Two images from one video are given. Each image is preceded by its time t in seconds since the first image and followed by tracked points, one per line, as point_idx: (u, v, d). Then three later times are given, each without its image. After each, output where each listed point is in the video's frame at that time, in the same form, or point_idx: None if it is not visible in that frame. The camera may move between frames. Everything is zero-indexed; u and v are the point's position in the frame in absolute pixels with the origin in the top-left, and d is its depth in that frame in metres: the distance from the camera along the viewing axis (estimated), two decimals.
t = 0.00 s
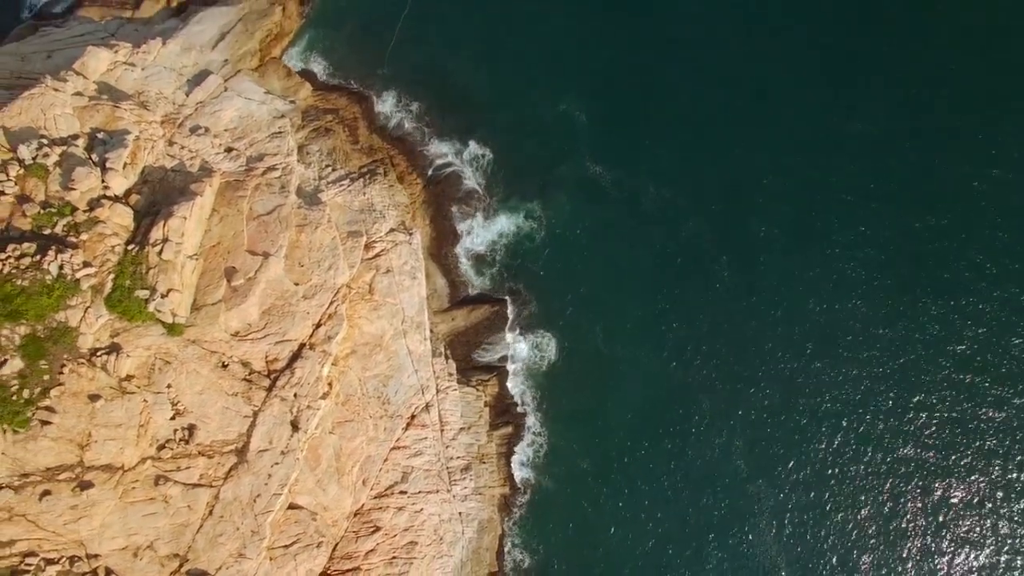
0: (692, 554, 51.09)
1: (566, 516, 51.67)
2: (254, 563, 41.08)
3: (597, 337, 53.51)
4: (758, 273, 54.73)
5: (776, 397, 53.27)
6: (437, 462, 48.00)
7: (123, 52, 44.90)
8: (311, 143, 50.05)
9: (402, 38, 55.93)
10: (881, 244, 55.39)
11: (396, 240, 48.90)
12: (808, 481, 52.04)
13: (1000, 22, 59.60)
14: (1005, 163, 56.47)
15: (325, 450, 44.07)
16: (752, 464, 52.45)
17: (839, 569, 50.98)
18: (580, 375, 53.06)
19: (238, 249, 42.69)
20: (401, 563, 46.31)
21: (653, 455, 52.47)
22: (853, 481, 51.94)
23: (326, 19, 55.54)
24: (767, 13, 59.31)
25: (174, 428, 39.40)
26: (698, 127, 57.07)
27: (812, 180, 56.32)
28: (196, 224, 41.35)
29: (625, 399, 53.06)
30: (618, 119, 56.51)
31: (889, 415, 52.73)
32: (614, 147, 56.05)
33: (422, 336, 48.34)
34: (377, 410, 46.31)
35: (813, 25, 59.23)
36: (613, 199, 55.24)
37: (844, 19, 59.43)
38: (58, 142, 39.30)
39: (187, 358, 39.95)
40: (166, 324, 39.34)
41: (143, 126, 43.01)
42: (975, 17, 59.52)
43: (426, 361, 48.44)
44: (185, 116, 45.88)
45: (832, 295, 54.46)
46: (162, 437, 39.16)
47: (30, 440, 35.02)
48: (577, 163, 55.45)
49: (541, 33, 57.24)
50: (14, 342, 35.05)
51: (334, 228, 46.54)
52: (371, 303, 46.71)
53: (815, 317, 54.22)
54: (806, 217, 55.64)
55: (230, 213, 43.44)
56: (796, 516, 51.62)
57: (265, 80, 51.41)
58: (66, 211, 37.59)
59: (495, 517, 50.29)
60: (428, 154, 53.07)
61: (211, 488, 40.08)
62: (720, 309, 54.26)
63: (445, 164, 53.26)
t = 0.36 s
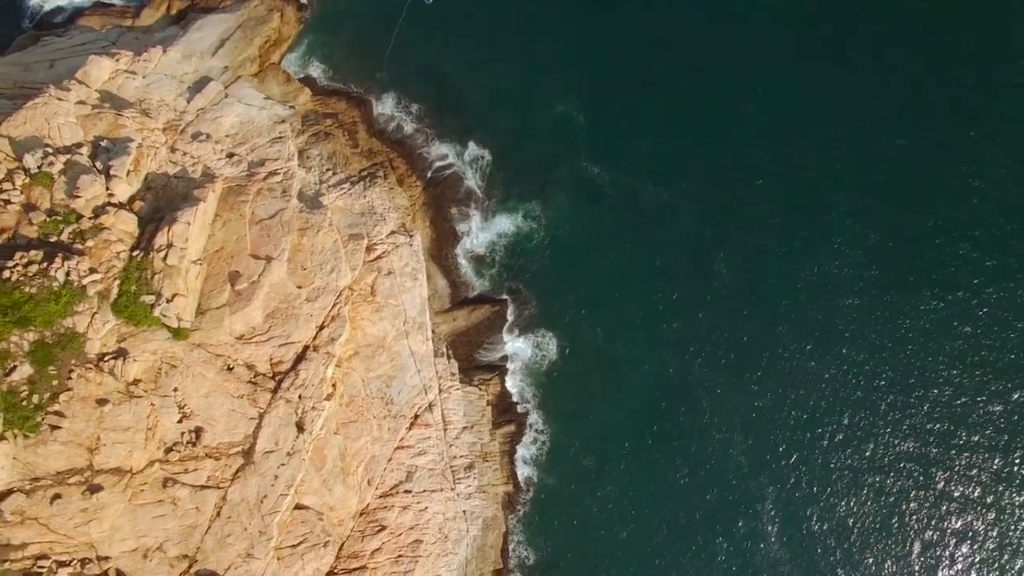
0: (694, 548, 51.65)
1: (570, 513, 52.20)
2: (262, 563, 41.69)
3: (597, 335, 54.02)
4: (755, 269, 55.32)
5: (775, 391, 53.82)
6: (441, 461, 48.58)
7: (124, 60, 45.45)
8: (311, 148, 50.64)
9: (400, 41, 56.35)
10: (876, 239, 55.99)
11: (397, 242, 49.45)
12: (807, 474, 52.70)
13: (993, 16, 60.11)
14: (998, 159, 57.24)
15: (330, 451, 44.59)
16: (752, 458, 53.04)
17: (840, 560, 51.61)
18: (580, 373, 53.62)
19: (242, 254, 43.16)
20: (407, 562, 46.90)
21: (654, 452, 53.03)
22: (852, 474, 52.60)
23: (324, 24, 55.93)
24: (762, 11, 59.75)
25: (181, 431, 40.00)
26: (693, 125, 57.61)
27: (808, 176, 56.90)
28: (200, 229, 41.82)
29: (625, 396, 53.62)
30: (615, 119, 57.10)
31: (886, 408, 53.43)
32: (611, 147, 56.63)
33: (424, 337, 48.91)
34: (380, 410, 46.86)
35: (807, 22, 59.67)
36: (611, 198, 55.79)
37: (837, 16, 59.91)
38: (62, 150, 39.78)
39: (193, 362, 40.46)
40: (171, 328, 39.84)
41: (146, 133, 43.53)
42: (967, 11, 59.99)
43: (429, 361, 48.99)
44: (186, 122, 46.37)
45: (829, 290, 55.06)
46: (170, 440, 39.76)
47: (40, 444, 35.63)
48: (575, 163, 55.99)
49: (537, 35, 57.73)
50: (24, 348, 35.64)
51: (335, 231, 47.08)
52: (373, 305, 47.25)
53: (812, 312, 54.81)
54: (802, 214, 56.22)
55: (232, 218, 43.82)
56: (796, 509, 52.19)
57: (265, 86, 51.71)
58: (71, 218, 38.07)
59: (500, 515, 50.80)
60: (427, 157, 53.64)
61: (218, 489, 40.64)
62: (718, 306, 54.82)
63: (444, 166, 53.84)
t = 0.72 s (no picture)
0: (697, 540, 52.34)
1: (574, 509, 52.82)
2: (272, 563, 42.35)
3: (597, 332, 54.65)
4: (752, 265, 55.97)
5: (774, 385, 54.48)
6: (446, 459, 49.21)
7: (125, 70, 45.93)
8: (311, 153, 51.22)
9: (396, 45, 56.83)
10: (871, 232, 56.80)
11: (398, 245, 50.15)
12: (807, 466, 53.43)
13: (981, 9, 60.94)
14: (987, 152, 58.15)
15: (337, 452, 45.14)
16: (753, 450, 53.75)
17: (840, 549, 52.46)
18: (582, 371, 54.26)
19: (245, 259, 43.71)
20: (414, 560, 47.58)
21: (656, 446, 53.69)
22: (851, 464, 53.38)
23: (321, 30, 56.37)
24: (754, 8, 60.40)
25: (190, 435, 40.54)
26: (689, 123, 58.20)
27: (803, 171, 57.54)
28: (204, 235, 42.36)
29: (626, 391, 54.28)
30: (610, 119, 57.74)
31: (883, 399, 54.29)
32: (607, 146, 57.25)
33: (426, 338, 49.60)
34: (385, 411, 47.49)
35: (800, 17, 60.16)
36: (608, 197, 56.42)
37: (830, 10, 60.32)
38: (66, 161, 40.45)
39: (199, 367, 41.07)
40: (178, 334, 40.42)
41: (148, 143, 44.11)
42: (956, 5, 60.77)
43: (431, 361, 49.63)
44: (188, 131, 46.95)
45: (825, 284, 55.81)
46: (179, 444, 40.29)
47: (52, 451, 36.21)
48: (572, 163, 56.58)
49: (532, 37, 58.29)
50: (33, 356, 36.11)
51: (337, 235, 47.66)
52: (376, 307, 47.88)
53: (809, 305, 55.55)
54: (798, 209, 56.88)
55: (235, 224, 44.33)
56: (797, 500, 52.94)
57: (264, 93, 52.37)
58: (77, 228, 38.69)
59: (505, 512, 51.43)
60: (425, 160, 54.30)
61: (227, 491, 41.27)
62: (717, 301, 55.48)
63: (443, 168, 54.54)
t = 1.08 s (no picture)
0: (701, 533, 53.00)
1: (579, 505, 53.41)
2: (283, 565, 42.88)
3: (598, 330, 55.26)
4: (750, 259, 56.52)
5: (774, 377, 55.08)
6: (451, 459, 49.75)
7: (125, 82, 46.66)
8: (310, 159, 51.81)
9: (393, 50, 57.33)
10: (866, 225, 57.46)
11: (399, 248, 50.73)
12: (809, 457, 54.08)
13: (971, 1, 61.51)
14: (979, 144, 59.04)
15: (343, 454, 45.72)
16: (756, 443, 54.33)
17: (843, 538, 53.10)
18: (583, 368, 54.85)
19: (248, 265, 44.16)
20: (422, 559, 48.09)
21: (658, 441, 54.29)
22: (852, 454, 54.02)
23: (317, 36, 56.76)
24: (745, 5, 60.99)
25: (198, 440, 41.08)
26: (684, 120, 58.76)
27: (798, 166, 58.15)
28: (207, 242, 42.85)
29: (628, 387, 54.84)
30: (606, 118, 58.28)
31: (882, 389, 54.96)
32: (603, 145, 57.81)
33: (429, 339, 50.11)
34: (390, 412, 48.00)
35: (790, 14, 60.86)
36: (606, 196, 57.02)
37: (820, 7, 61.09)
38: (70, 173, 40.92)
39: (206, 373, 41.59)
40: (183, 341, 40.95)
41: (150, 153, 44.64)
42: None
43: (434, 362, 50.12)
44: (188, 140, 47.45)
45: (822, 277, 56.44)
46: (188, 449, 40.85)
47: (63, 458, 36.87)
48: (569, 163, 57.15)
49: (527, 39, 58.81)
50: (43, 366, 36.76)
51: (338, 239, 48.08)
52: (378, 309, 48.44)
53: (807, 298, 56.14)
54: (794, 203, 57.51)
55: (237, 231, 44.88)
56: (800, 490, 53.56)
57: (262, 101, 53.00)
58: (82, 238, 39.24)
59: (511, 509, 51.91)
60: (424, 163, 54.85)
61: (236, 495, 41.78)
62: (715, 296, 56.07)
63: (441, 171, 55.12)
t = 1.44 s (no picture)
0: (707, 522, 53.70)
1: (586, 499, 53.98)
2: (296, 568, 43.46)
3: (598, 326, 55.93)
4: (747, 251, 57.18)
5: (773, 366, 55.90)
6: (458, 458, 50.37)
7: (123, 98, 47.32)
8: (309, 167, 52.47)
9: (387, 56, 57.91)
10: (861, 213, 58.07)
11: (399, 252, 51.48)
12: (811, 444, 54.73)
13: None
14: (970, 128, 59.55)
15: (351, 457, 46.32)
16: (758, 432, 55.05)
17: (849, 522, 53.73)
18: (586, 365, 55.46)
19: (252, 275, 44.64)
20: (433, 558, 48.70)
21: (662, 434, 54.96)
22: (855, 440, 54.66)
23: (311, 44, 57.18)
24: None
25: (209, 448, 41.71)
26: (677, 116, 59.37)
27: (790, 158, 58.88)
28: (210, 253, 43.39)
29: (631, 382, 55.48)
30: (600, 116, 58.86)
31: (881, 375, 55.64)
32: (598, 143, 58.38)
33: (432, 340, 50.72)
34: (396, 414, 48.60)
35: (777, 7, 61.55)
36: (602, 193, 57.61)
37: None
38: (73, 190, 41.44)
39: (214, 382, 42.16)
40: (190, 351, 41.52)
41: (150, 167, 45.24)
42: None
43: (438, 363, 50.79)
44: (188, 153, 48.02)
45: (820, 266, 56.98)
46: (199, 458, 41.45)
47: (77, 471, 37.55)
48: (565, 162, 57.73)
49: (518, 41, 59.39)
50: (54, 381, 37.37)
51: (339, 246, 48.57)
52: (381, 313, 49.09)
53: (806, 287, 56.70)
54: (788, 195, 58.20)
55: (239, 241, 45.40)
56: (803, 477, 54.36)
57: (259, 112, 53.57)
58: (88, 254, 39.87)
59: (518, 506, 52.62)
60: (421, 167, 55.40)
61: (248, 501, 42.38)
62: (714, 288, 56.71)
63: (438, 175, 55.65)
